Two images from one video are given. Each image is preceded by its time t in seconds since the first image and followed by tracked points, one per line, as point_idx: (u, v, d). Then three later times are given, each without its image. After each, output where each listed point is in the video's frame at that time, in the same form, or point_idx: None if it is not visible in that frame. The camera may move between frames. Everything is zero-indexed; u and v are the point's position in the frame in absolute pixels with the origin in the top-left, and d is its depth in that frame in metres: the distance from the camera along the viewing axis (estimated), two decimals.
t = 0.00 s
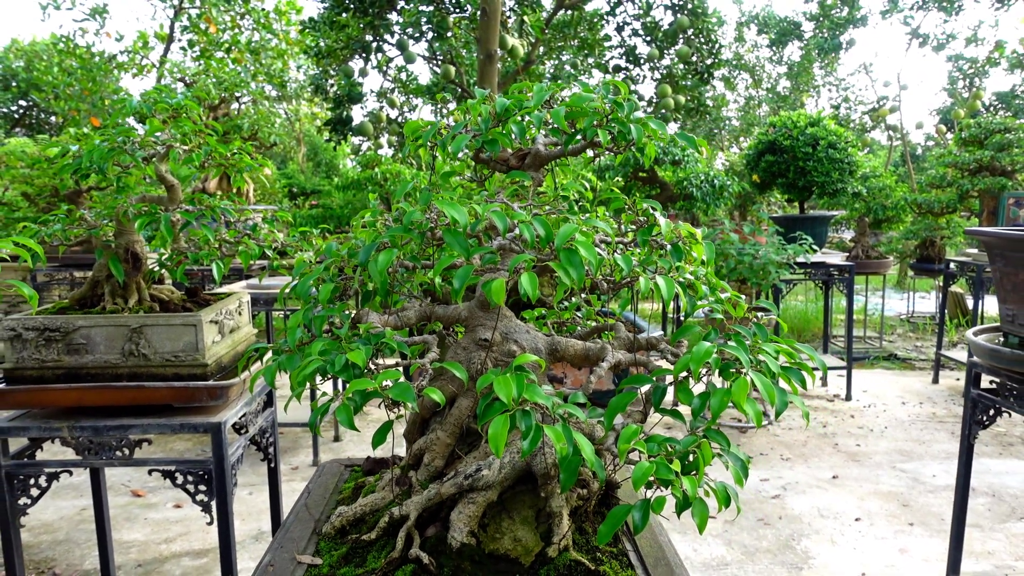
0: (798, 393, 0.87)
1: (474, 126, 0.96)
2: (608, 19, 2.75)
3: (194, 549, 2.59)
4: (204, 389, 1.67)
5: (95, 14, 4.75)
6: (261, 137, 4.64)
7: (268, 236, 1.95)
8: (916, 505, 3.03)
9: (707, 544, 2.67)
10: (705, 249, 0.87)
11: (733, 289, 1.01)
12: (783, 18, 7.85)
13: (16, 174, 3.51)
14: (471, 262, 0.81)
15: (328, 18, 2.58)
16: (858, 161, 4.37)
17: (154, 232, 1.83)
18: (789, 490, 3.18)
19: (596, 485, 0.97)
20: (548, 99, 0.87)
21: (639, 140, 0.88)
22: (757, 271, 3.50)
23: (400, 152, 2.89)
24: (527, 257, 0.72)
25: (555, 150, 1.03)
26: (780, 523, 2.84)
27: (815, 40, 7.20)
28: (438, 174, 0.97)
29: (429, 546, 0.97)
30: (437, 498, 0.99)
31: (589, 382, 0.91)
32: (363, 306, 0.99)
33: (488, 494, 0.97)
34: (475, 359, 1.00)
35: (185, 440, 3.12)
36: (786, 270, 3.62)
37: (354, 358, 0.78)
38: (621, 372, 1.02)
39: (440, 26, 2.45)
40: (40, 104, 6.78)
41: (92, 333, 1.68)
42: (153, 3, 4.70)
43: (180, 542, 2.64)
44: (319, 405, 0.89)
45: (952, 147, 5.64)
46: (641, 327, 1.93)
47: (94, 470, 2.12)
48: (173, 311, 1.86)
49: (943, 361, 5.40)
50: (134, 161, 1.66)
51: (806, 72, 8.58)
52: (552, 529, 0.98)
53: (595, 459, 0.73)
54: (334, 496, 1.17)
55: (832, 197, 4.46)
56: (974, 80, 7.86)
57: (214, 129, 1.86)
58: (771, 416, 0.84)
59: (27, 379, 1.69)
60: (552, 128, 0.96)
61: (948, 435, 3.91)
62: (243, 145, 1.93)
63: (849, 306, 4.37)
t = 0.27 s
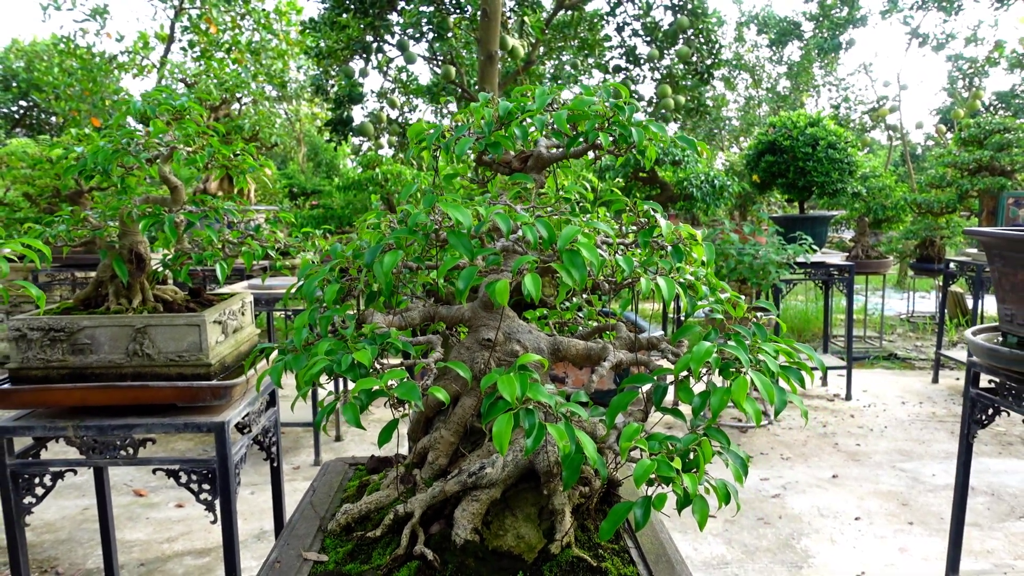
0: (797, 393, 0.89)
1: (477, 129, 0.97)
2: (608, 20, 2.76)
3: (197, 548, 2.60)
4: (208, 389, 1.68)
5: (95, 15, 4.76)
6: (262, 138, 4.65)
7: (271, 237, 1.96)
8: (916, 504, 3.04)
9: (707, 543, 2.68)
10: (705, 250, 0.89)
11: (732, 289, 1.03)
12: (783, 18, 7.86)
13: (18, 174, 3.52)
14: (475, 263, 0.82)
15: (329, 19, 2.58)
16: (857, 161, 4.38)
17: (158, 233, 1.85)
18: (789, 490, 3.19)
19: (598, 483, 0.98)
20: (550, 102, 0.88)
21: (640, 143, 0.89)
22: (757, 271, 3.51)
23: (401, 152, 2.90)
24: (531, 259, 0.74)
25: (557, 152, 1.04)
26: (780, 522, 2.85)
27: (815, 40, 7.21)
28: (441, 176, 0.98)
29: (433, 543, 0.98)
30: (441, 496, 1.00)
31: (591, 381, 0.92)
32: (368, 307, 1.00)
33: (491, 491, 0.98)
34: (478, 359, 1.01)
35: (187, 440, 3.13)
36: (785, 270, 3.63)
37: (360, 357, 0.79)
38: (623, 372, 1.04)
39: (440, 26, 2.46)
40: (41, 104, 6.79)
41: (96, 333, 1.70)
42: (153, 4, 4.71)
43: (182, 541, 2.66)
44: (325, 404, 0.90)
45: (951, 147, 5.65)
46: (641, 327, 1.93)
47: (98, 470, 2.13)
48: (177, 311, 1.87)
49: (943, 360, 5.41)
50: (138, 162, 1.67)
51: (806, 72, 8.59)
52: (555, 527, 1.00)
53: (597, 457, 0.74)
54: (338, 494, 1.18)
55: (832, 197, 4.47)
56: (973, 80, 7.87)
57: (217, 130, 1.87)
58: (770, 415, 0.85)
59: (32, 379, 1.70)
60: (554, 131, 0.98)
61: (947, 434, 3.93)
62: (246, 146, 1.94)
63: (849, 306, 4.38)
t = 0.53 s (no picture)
0: (793, 390, 0.90)
1: (477, 130, 0.98)
2: (608, 20, 2.77)
3: (198, 547, 2.61)
4: (209, 388, 1.69)
5: (96, 16, 4.77)
6: (262, 138, 4.66)
7: (272, 237, 1.97)
8: (915, 503, 3.05)
9: (707, 542, 2.69)
10: (702, 250, 0.91)
11: (730, 288, 1.04)
12: (782, 18, 7.87)
13: (19, 175, 3.53)
14: (475, 262, 0.83)
15: (329, 19, 2.59)
16: (857, 161, 4.39)
17: (160, 233, 1.86)
18: (788, 489, 3.20)
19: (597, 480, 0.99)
20: (549, 104, 0.90)
21: (639, 144, 0.90)
22: (757, 271, 3.52)
23: (401, 152, 2.91)
24: (530, 258, 0.75)
25: (557, 153, 1.05)
26: (780, 521, 2.86)
27: (815, 40, 7.21)
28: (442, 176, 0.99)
29: (435, 539, 0.99)
30: (442, 492, 1.01)
31: (590, 379, 0.94)
32: (370, 306, 1.01)
33: (491, 488, 0.99)
34: (478, 357, 1.02)
35: (188, 439, 3.14)
36: (785, 269, 3.63)
37: (362, 355, 0.80)
38: (622, 370, 1.05)
39: (440, 27, 2.48)
40: (42, 105, 6.81)
41: (99, 332, 1.71)
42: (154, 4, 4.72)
43: (183, 540, 2.67)
44: (327, 401, 0.91)
45: (951, 147, 5.66)
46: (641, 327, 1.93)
47: (101, 469, 2.14)
48: (179, 311, 1.88)
49: (943, 360, 5.42)
50: (140, 162, 1.68)
51: (805, 72, 8.59)
52: (554, 522, 1.01)
53: (596, 453, 0.75)
54: (340, 491, 1.19)
55: (832, 197, 4.48)
56: (973, 79, 7.88)
57: (219, 131, 1.88)
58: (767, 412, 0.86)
59: (35, 378, 1.71)
60: (554, 132, 0.99)
61: (947, 434, 3.94)
62: (248, 147, 1.95)
63: (848, 305, 4.39)
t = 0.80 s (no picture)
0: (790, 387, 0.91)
1: (477, 129, 0.99)
2: (608, 20, 2.78)
3: (199, 545, 2.63)
4: (212, 386, 1.70)
5: (97, 16, 4.78)
6: (263, 138, 4.67)
7: (274, 236, 1.98)
8: (914, 502, 3.06)
9: (706, 541, 2.70)
10: (699, 248, 0.92)
11: (728, 286, 1.05)
12: (782, 18, 7.87)
13: (21, 174, 3.54)
14: (475, 260, 0.85)
15: (330, 20, 2.59)
16: (856, 161, 4.40)
17: (162, 232, 1.87)
18: (788, 488, 3.21)
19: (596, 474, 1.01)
20: (549, 103, 0.91)
21: (637, 143, 0.91)
22: (756, 270, 3.53)
23: (401, 152, 2.92)
24: (530, 255, 0.76)
25: (556, 152, 1.07)
26: (779, 520, 2.87)
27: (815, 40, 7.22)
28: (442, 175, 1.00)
29: (436, 532, 1.01)
30: (443, 486, 1.03)
31: (590, 375, 0.95)
32: (372, 303, 1.03)
33: (492, 482, 1.01)
34: (479, 353, 1.03)
35: (189, 438, 3.15)
36: (784, 269, 3.64)
37: (365, 350, 0.81)
38: (620, 366, 1.06)
39: (440, 27, 2.49)
40: (42, 105, 6.82)
41: (102, 330, 1.72)
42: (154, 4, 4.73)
43: (185, 539, 2.68)
44: (330, 396, 0.92)
45: (950, 147, 5.67)
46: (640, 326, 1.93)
47: (103, 467, 2.15)
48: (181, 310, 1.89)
49: (942, 360, 5.43)
50: (143, 162, 1.69)
51: (805, 72, 8.60)
52: (554, 517, 1.02)
53: (595, 447, 0.76)
54: (342, 486, 1.20)
55: (831, 197, 4.48)
56: (973, 79, 7.88)
57: (220, 130, 1.89)
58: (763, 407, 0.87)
59: (38, 376, 1.72)
60: (553, 131, 1.00)
61: (946, 433, 3.95)
62: (249, 146, 1.96)
63: (848, 305, 4.40)
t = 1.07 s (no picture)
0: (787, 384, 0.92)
1: (479, 129, 1.00)
2: (608, 21, 2.79)
3: (201, 543, 2.64)
4: (214, 384, 1.71)
5: (97, 16, 4.79)
6: (264, 138, 4.68)
7: (276, 235, 1.99)
8: (913, 501, 3.07)
9: (706, 539, 2.71)
10: (698, 247, 0.94)
11: (726, 284, 1.06)
12: (783, 19, 7.88)
13: (22, 174, 3.55)
14: (477, 258, 0.86)
15: (331, 20, 2.59)
16: (856, 161, 4.40)
17: (165, 232, 1.88)
18: (787, 487, 3.22)
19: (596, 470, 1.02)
20: (550, 103, 0.92)
21: (637, 143, 0.92)
22: (756, 270, 3.54)
23: (402, 151, 2.93)
24: (531, 253, 0.77)
25: (557, 152, 1.08)
26: (778, 518, 2.88)
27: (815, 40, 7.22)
28: (445, 174, 1.02)
29: (438, 527, 1.02)
30: (445, 482, 1.04)
31: (590, 371, 0.96)
32: (375, 301, 1.04)
33: (494, 478, 1.02)
34: (481, 351, 1.04)
35: (190, 437, 3.16)
36: (784, 269, 3.65)
37: (369, 347, 0.82)
38: (621, 363, 1.07)
39: (440, 27, 2.50)
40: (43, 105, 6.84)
41: (105, 329, 1.73)
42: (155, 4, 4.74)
43: (186, 537, 2.69)
44: (333, 392, 0.93)
45: (950, 147, 5.67)
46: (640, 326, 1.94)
47: (105, 465, 2.16)
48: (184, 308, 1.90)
49: (941, 359, 5.44)
50: (146, 162, 1.70)
51: (805, 72, 8.60)
52: (555, 512, 1.03)
53: (596, 443, 0.77)
54: (345, 483, 1.22)
55: (831, 197, 4.49)
56: (972, 80, 7.89)
57: (223, 130, 1.90)
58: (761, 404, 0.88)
59: (42, 374, 1.73)
60: (554, 131, 1.01)
61: (945, 432, 3.96)
62: (252, 146, 1.97)
63: (847, 305, 4.41)
